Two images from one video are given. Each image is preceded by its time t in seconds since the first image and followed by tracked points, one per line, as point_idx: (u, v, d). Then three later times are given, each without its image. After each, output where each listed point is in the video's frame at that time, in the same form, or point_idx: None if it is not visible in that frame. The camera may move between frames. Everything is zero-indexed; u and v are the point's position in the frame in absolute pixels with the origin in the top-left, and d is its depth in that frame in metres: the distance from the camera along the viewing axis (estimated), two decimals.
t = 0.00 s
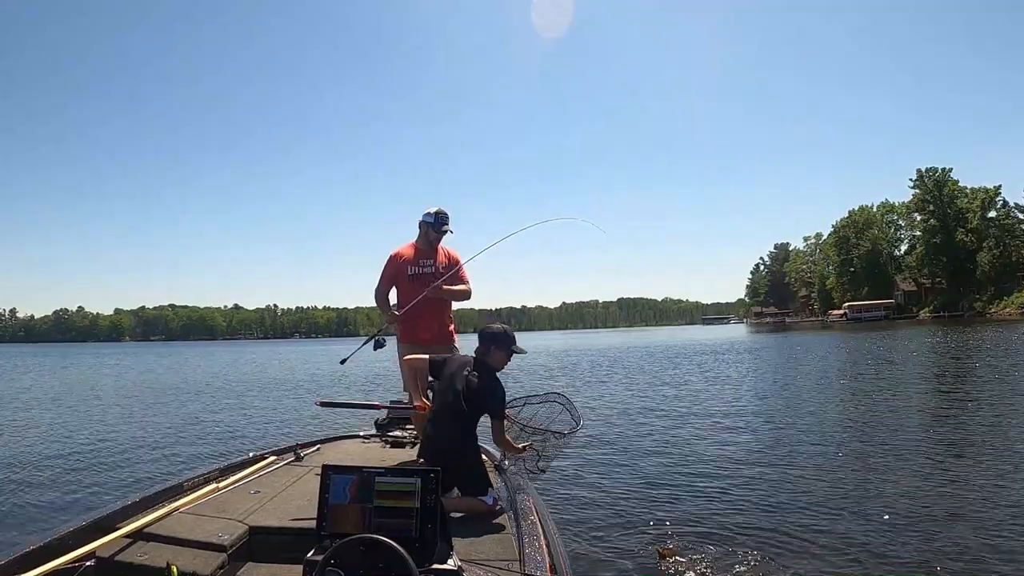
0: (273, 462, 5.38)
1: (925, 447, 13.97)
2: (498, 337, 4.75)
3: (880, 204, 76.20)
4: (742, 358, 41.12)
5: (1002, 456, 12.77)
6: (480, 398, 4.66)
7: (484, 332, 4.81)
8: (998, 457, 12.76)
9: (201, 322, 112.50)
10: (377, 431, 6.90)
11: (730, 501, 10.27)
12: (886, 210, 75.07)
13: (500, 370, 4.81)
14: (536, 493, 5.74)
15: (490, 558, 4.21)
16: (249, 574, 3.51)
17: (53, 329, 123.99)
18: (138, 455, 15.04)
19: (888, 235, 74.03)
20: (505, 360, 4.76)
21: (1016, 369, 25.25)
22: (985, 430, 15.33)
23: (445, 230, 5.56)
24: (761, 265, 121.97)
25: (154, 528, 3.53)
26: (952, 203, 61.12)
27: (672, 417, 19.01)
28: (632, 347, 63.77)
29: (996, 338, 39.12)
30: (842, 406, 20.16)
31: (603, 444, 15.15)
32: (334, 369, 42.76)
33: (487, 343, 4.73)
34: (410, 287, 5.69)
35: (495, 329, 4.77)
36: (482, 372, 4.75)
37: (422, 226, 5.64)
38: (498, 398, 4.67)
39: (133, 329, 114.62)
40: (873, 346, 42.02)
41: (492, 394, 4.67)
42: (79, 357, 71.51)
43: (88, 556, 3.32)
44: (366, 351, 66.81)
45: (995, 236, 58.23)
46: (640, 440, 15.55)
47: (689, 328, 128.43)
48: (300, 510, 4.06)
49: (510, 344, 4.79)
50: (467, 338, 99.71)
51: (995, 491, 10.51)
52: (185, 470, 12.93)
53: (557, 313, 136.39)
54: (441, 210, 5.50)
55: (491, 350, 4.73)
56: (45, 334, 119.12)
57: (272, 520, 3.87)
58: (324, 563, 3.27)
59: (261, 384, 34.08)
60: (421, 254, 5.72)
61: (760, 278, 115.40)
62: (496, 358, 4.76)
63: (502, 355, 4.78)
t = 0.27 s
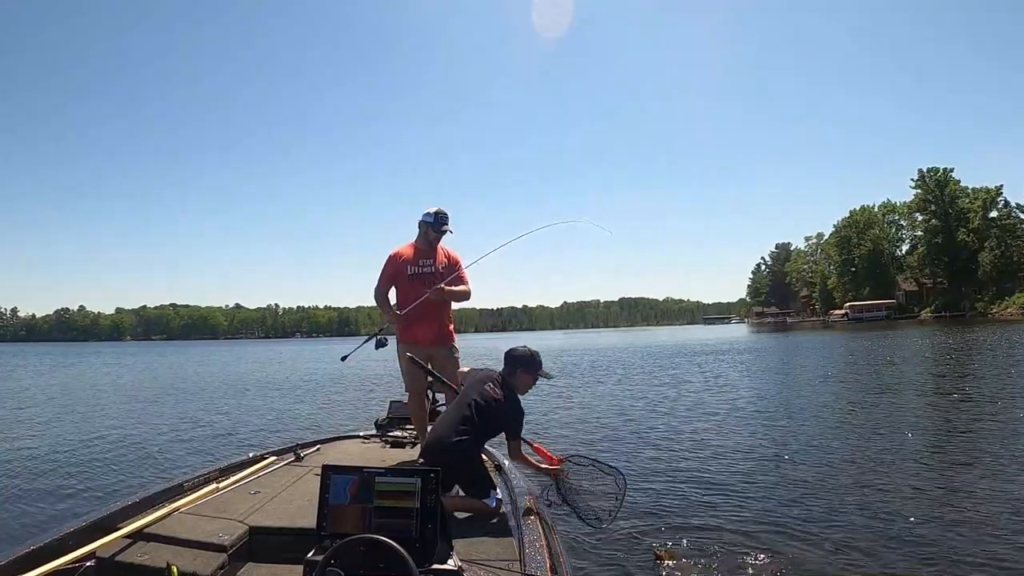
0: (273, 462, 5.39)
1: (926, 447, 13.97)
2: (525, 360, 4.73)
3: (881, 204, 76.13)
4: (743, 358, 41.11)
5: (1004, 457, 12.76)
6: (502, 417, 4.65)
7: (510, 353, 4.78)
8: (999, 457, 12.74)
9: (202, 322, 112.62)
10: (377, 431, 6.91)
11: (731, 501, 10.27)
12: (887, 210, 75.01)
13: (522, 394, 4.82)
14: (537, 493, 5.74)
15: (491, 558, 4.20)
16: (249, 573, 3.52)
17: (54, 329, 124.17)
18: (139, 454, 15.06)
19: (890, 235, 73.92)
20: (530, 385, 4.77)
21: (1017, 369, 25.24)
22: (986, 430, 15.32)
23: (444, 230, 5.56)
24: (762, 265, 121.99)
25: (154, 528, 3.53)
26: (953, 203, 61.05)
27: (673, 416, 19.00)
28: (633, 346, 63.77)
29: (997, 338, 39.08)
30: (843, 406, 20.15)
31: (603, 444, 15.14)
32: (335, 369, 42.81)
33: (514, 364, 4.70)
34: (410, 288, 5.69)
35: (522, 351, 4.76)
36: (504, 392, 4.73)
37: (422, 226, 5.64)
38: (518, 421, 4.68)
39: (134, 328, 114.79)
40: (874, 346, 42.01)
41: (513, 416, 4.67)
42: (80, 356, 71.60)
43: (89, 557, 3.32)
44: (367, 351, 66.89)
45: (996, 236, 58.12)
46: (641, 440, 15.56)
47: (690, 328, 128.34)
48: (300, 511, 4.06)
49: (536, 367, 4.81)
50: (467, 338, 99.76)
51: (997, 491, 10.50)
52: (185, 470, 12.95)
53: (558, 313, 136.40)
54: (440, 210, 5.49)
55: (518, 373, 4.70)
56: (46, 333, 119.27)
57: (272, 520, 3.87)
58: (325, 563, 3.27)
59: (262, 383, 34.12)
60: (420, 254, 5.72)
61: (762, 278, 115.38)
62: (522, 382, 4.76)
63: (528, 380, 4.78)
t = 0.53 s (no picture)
0: (273, 462, 5.39)
1: (928, 447, 13.92)
2: (537, 381, 4.86)
3: (882, 203, 76.04)
4: (744, 358, 41.05)
5: (1005, 456, 12.74)
6: (509, 432, 4.79)
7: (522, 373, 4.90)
8: (1001, 457, 12.70)
9: (202, 322, 112.64)
10: (376, 430, 6.90)
11: (732, 500, 10.26)
12: (889, 209, 74.91)
13: (532, 414, 4.91)
14: (537, 493, 5.76)
15: (492, 558, 4.20)
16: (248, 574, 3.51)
17: (55, 329, 124.18)
18: (138, 454, 15.06)
19: (891, 234, 73.83)
20: (540, 407, 4.88)
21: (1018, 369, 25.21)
22: (988, 430, 15.28)
23: (444, 230, 5.56)
24: (763, 265, 121.94)
25: (154, 528, 3.54)
26: (955, 202, 60.95)
27: (674, 416, 18.98)
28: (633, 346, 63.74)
29: (999, 338, 39.02)
30: (844, 406, 20.12)
31: (604, 443, 15.14)
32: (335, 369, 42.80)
33: (526, 385, 4.84)
34: (409, 287, 5.69)
35: (535, 371, 4.87)
36: (513, 408, 4.85)
37: (422, 225, 5.64)
38: (525, 440, 4.82)
39: (135, 328, 114.85)
40: (875, 346, 41.94)
41: (521, 433, 4.81)
42: (81, 356, 71.65)
43: (88, 556, 3.32)
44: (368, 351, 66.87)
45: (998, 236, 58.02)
46: (641, 439, 15.53)
47: (691, 328, 128.24)
48: (300, 510, 4.06)
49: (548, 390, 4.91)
50: (467, 338, 99.69)
51: (999, 491, 10.48)
52: (184, 470, 12.94)
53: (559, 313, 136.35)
54: (440, 210, 5.50)
55: (529, 393, 4.84)
56: (47, 333, 119.29)
57: (271, 519, 3.87)
58: (325, 562, 3.26)
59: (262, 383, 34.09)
60: (420, 253, 5.73)
61: (763, 278, 115.33)
62: (531, 403, 4.88)
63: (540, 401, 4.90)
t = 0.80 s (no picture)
0: (272, 462, 5.38)
1: (930, 447, 13.90)
2: (539, 395, 4.75)
3: (884, 203, 75.97)
4: (746, 357, 41.00)
5: (1007, 455, 12.71)
6: (512, 443, 4.78)
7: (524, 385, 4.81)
8: (1003, 457, 12.67)
9: (204, 322, 112.67)
10: (377, 430, 6.89)
11: (733, 500, 10.25)
12: (890, 208, 74.79)
13: (537, 427, 4.86)
14: (536, 492, 5.75)
15: (491, 558, 4.19)
16: (247, 573, 3.51)
17: (56, 330, 124.22)
18: (139, 454, 15.08)
19: (892, 234, 73.74)
20: (543, 419, 4.82)
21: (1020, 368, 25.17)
22: (989, 430, 15.26)
23: (443, 229, 5.57)
24: (764, 264, 121.86)
25: (154, 527, 3.54)
26: (956, 202, 60.90)
27: (675, 416, 18.96)
28: (634, 346, 63.73)
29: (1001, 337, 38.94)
30: (846, 405, 20.08)
31: (606, 443, 15.12)
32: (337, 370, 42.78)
33: (527, 398, 4.76)
34: (409, 287, 5.70)
35: (536, 385, 4.75)
36: (517, 421, 4.83)
37: (421, 225, 5.64)
38: (532, 451, 4.85)
39: (137, 329, 114.98)
40: (877, 346, 41.91)
41: (524, 445, 4.80)
42: (83, 357, 71.74)
43: (88, 555, 3.33)
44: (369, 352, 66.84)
45: (1000, 235, 57.94)
46: (642, 439, 15.53)
47: (692, 328, 128.13)
48: (300, 509, 4.07)
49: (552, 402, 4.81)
50: (469, 338, 99.66)
51: (1001, 491, 10.46)
52: (184, 470, 12.95)
53: (561, 313, 136.39)
54: (440, 209, 5.50)
55: (531, 406, 4.76)
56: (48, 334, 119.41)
57: (271, 519, 3.88)
58: (325, 562, 3.26)
59: (264, 383, 34.12)
60: (420, 253, 5.73)
61: (764, 278, 115.23)
62: (534, 414, 4.82)
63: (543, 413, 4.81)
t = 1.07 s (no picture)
0: (272, 461, 5.39)
1: (931, 446, 13.87)
2: (549, 412, 4.77)
3: (885, 202, 75.93)
4: (747, 357, 40.98)
5: (1009, 455, 12.69)
6: (516, 457, 4.76)
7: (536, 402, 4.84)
8: (1005, 457, 12.64)
9: (205, 323, 112.76)
10: (377, 430, 6.89)
11: (734, 500, 10.25)
12: (891, 208, 74.66)
13: (544, 445, 4.86)
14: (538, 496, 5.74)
15: (491, 558, 4.19)
16: (247, 573, 3.51)
17: (58, 331, 124.32)
18: (139, 454, 15.12)
19: (893, 233, 73.66)
20: (551, 437, 4.81)
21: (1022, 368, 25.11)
22: (991, 429, 15.23)
23: (441, 228, 5.57)
24: (765, 264, 121.82)
25: (154, 527, 3.55)
26: (957, 201, 60.83)
27: (676, 416, 18.95)
28: (636, 346, 63.78)
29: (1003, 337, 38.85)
30: (847, 405, 20.04)
31: (606, 443, 15.14)
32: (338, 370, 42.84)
33: (536, 415, 4.78)
34: (407, 286, 5.70)
35: (547, 403, 4.78)
36: (522, 435, 4.83)
37: (419, 224, 5.64)
38: (537, 470, 4.77)
39: (138, 329, 115.13)
40: (878, 345, 41.85)
41: (529, 462, 4.78)
42: (85, 358, 71.79)
43: (88, 555, 3.33)
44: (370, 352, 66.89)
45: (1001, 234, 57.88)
46: (643, 439, 15.52)
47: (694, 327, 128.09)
48: (299, 509, 4.07)
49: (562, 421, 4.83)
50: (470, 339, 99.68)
51: (1003, 490, 10.45)
52: (184, 470, 12.97)
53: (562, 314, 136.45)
54: (438, 208, 5.51)
55: (540, 423, 4.77)
56: (50, 334, 119.59)
57: (271, 519, 3.88)
58: (325, 562, 3.26)
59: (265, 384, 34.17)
60: (418, 252, 5.73)
61: (765, 277, 115.14)
62: (542, 432, 4.81)
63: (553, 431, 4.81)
